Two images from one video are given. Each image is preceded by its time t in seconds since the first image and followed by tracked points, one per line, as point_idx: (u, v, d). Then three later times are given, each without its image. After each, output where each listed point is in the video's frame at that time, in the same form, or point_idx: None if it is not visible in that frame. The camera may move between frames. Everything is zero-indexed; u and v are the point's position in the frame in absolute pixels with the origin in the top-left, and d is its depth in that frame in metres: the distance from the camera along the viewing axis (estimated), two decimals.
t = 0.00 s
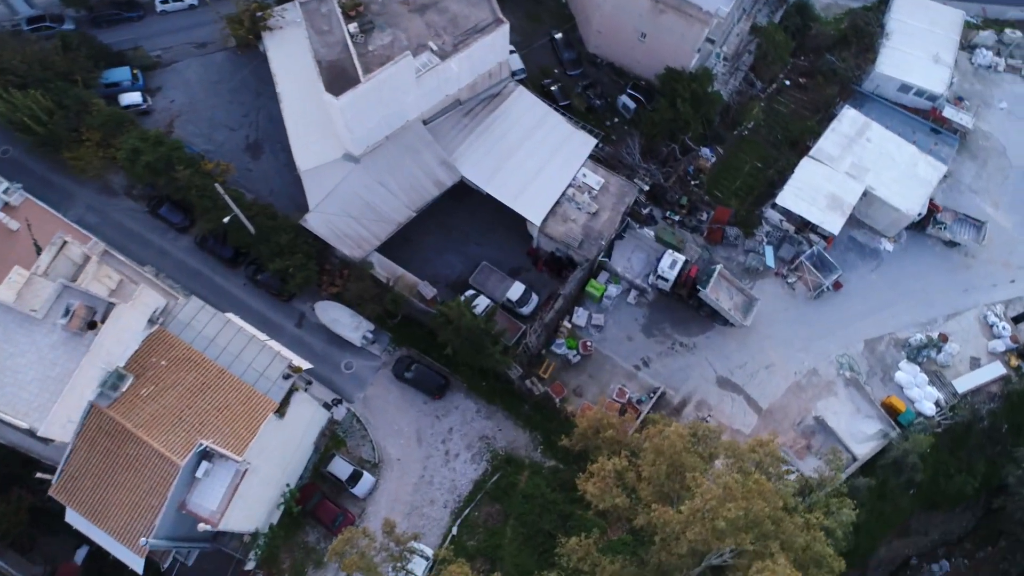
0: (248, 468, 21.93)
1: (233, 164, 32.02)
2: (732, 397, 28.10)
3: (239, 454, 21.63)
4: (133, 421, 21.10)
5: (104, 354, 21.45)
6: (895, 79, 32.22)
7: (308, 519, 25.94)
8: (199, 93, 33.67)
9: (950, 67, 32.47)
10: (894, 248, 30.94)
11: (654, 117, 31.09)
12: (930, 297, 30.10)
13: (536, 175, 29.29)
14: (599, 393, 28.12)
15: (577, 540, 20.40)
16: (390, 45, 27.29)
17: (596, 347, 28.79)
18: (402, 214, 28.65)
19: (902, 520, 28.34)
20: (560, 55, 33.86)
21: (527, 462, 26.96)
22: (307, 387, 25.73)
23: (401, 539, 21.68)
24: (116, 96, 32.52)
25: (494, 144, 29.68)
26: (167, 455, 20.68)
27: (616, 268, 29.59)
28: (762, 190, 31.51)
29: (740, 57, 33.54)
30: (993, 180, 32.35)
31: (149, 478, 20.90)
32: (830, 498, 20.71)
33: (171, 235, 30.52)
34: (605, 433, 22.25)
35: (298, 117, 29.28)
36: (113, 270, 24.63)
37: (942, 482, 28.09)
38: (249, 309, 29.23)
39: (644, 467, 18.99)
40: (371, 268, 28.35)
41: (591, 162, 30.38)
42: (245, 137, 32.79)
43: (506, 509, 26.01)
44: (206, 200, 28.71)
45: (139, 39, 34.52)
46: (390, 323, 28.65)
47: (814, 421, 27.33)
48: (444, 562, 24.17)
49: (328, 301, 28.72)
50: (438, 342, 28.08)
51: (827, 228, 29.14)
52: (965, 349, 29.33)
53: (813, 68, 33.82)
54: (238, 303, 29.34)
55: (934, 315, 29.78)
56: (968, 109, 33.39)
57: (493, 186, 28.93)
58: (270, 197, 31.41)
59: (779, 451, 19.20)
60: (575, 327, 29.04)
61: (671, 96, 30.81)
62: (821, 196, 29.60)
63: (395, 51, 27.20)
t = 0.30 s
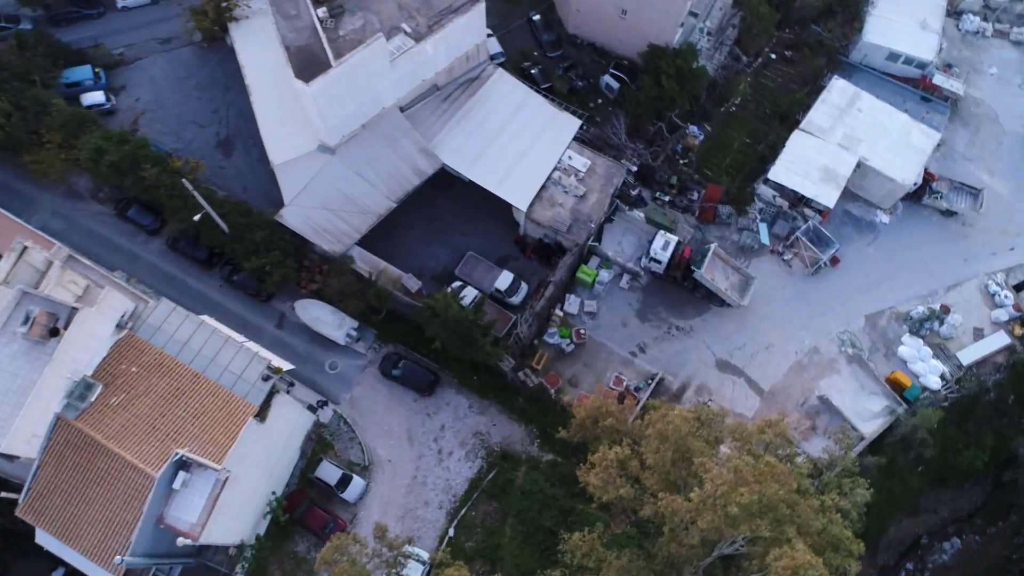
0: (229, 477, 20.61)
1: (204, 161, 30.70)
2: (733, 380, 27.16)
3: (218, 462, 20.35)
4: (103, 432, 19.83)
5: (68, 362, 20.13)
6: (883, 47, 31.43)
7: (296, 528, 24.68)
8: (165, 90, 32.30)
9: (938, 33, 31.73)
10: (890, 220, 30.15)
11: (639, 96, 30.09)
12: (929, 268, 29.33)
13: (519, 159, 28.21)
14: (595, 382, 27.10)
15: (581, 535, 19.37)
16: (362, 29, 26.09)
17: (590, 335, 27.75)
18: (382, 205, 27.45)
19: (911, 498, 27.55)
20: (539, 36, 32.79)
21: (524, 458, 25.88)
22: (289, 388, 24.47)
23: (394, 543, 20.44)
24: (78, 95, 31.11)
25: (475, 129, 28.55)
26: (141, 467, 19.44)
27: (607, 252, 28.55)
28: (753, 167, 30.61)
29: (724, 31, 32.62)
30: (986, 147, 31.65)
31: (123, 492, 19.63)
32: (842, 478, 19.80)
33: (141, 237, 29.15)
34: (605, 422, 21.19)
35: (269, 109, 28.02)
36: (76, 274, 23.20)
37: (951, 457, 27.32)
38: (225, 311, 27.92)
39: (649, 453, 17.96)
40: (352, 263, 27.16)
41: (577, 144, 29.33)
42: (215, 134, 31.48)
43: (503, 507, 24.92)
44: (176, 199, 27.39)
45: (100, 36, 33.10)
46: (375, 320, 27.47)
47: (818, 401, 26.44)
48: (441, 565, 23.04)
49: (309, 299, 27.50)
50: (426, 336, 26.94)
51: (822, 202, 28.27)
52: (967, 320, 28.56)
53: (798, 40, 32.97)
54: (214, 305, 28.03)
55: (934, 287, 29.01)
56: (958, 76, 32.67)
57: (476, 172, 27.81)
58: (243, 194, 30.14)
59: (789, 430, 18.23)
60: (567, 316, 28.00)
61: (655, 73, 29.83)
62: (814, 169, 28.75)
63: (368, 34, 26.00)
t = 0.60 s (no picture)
0: (208, 486, 19.30)
1: (174, 159, 29.39)
2: (734, 362, 26.20)
3: (195, 469, 18.98)
4: (69, 444, 18.40)
5: (28, 369, 18.52)
6: (872, 16, 30.57)
7: (284, 538, 23.42)
8: (131, 86, 30.92)
9: None
10: (887, 193, 29.31)
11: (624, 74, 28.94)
12: (929, 240, 28.52)
13: (503, 142, 27.07)
14: (592, 371, 26.03)
15: (585, 530, 18.33)
16: (333, 12, 24.88)
17: (584, 323, 26.68)
18: (363, 195, 26.23)
19: (921, 478, 26.70)
20: (519, 18, 31.67)
21: (521, 453, 24.76)
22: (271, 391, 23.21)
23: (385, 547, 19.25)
24: (39, 94, 29.68)
25: (456, 113, 27.37)
26: (111, 479, 18.04)
27: (598, 236, 27.50)
28: (744, 143, 29.68)
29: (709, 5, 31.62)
30: (981, 115, 30.89)
31: (92, 507, 18.22)
32: (856, 458, 18.86)
33: (110, 240, 27.78)
34: (605, 409, 20.11)
35: (239, 100, 26.74)
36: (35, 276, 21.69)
37: (961, 433, 26.50)
38: (202, 313, 26.61)
39: (654, 440, 16.90)
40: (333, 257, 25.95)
41: (562, 126, 28.25)
42: (185, 131, 30.16)
43: (501, 505, 23.82)
44: (145, 198, 26.05)
45: (61, 34, 31.68)
46: (360, 316, 26.27)
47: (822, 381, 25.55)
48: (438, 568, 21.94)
49: (289, 297, 26.28)
50: (413, 331, 25.76)
51: (818, 175, 27.34)
52: (971, 292, 27.75)
53: (785, 12, 32.05)
54: (189, 308, 26.70)
55: (935, 259, 28.19)
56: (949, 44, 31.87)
57: (459, 158, 26.66)
58: (217, 192, 28.86)
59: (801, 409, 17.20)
60: (559, 304, 26.91)
61: (640, 50, 28.65)
62: (808, 142, 27.84)
63: (339, 17, 24.78)
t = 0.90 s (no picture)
0: (187, 493, 18.19)
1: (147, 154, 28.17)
2: (735, 347, 25.30)
3: (173, 475, 17.88)
4: (34, 453, 17.11)
5: None
6: None
7: (273, 545, 22.31)
8: (100, 80, 29.66)
9: None
10: (886, 168, 28.48)
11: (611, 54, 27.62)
12: (931, 215, 27.71)
13: (490, 125, 26.03)
14: (589, 360, 25.05)
15: (588, 525, 17.43)
16: None
17: (579, 311, 25.69)
18: (345, 184, 25.16)
19: (932, 459, 25.86)
20: None
21: (518, 448, 23.73)
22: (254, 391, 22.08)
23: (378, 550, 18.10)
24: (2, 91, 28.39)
25: (439, 97, 26.33)
26: (81, 489, 16.80)
27: (591, 221, 26.53)
28: (738, 122, 28.75)
29: None
30: (978, 86, 30.12)
31: (61, 520, 16.92)
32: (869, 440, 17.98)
33: (81, 241, 26.53)
34: (605, 398, 19.19)
35: (212, 91, 25.58)
36: None
37: (971, 412, 25.67)
38: (180, 313, 25.42)
39: (659, 427, 15.96)
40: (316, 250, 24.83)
41: (551, 108, 27.21)
42: (158, 125, 28.94)
43: (499, 502, 22.80)
44: (115, 194, 24.82)
45: (25, 29, 30.42)
46: (345, 311, 25.18)
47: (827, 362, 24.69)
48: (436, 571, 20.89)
49: (270, 294, 25.14)
50: (402, 324, 24.69)
51: (816, 151, 26.47)
52: (976, 267, 26.94)
53: None
54: (167, 308, 25.51)
55: (938, 235, 27.38)
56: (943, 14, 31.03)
57: (444, 143, 25.61)
58: (192, 187, 27.66)
59: (813, 389, 16.29)
60: (553, 292, 25.91)
61: (627, 28, 27.40)
62: (803, 117, 26.98)
63: None
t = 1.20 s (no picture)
0: (164, 499, 17.01)
1: (120, 149, 27.00)
2: (738, 331, 24.38)
3: (148, 480, 16.64)
4: None
5: None
6: None
7: (261, 552, 21.19)
8: (69, 74, 28.45)
9: None
10: (887, 144, 27.63)
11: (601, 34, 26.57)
12: (934, 191, 26.89)
13: (477, 108, 24.99)
14: (586, 350, 24.08)
15: (592, 521, 16.52)
16: None
17: (575, 299, 24.71)
18: (326, 173, 24.01)
19: (943, 443, 24.98)
20: None
21: (515, 443, 22.74)
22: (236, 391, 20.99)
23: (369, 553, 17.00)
24: None
25: (424, 81, 25.26)
26: (50, 498, 15.68)
27: (585, 206, 25.57)
28: (734, 100, 27.80)
29: None
30: (978, 59, 29.34)
31: (29, 533, 15.77)
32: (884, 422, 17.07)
33: (53, 240, 25.33)
34: (607, 386, 18.39)
35: (185, 79, 24.41)
36: None
37: (982, 393, 24.62)
38: (158, 313, 24.27)
39: (665, 415, 15.02)
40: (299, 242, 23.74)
41: (539, 89, 26.18)
42: (131, 118, 27.76)
43: (498, 500, 21.78)
44: (86, 189, 23.63)
45: None
46: (331, 306, 24.11)
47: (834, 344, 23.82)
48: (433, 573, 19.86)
49: (251, 290, 24.02)
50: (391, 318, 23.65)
51: (815, 127, 25.60)
52: (982, 243, 26.13)
53: None
54: (144, 308, 24.35)
55: (942, 211, 26.56)
56: None
57: (429, 128, 24.56)
58: (168, 182, 26.52)
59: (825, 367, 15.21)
60: (547, 280, 24.91)
61: (617, 7, 26.23)
62: (800, 93, 26.12)
63: None
